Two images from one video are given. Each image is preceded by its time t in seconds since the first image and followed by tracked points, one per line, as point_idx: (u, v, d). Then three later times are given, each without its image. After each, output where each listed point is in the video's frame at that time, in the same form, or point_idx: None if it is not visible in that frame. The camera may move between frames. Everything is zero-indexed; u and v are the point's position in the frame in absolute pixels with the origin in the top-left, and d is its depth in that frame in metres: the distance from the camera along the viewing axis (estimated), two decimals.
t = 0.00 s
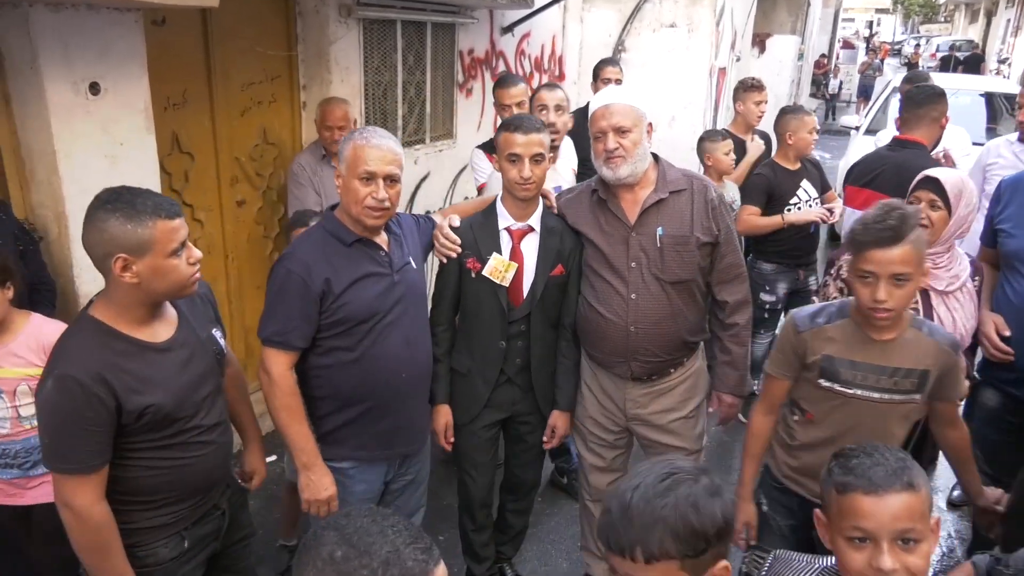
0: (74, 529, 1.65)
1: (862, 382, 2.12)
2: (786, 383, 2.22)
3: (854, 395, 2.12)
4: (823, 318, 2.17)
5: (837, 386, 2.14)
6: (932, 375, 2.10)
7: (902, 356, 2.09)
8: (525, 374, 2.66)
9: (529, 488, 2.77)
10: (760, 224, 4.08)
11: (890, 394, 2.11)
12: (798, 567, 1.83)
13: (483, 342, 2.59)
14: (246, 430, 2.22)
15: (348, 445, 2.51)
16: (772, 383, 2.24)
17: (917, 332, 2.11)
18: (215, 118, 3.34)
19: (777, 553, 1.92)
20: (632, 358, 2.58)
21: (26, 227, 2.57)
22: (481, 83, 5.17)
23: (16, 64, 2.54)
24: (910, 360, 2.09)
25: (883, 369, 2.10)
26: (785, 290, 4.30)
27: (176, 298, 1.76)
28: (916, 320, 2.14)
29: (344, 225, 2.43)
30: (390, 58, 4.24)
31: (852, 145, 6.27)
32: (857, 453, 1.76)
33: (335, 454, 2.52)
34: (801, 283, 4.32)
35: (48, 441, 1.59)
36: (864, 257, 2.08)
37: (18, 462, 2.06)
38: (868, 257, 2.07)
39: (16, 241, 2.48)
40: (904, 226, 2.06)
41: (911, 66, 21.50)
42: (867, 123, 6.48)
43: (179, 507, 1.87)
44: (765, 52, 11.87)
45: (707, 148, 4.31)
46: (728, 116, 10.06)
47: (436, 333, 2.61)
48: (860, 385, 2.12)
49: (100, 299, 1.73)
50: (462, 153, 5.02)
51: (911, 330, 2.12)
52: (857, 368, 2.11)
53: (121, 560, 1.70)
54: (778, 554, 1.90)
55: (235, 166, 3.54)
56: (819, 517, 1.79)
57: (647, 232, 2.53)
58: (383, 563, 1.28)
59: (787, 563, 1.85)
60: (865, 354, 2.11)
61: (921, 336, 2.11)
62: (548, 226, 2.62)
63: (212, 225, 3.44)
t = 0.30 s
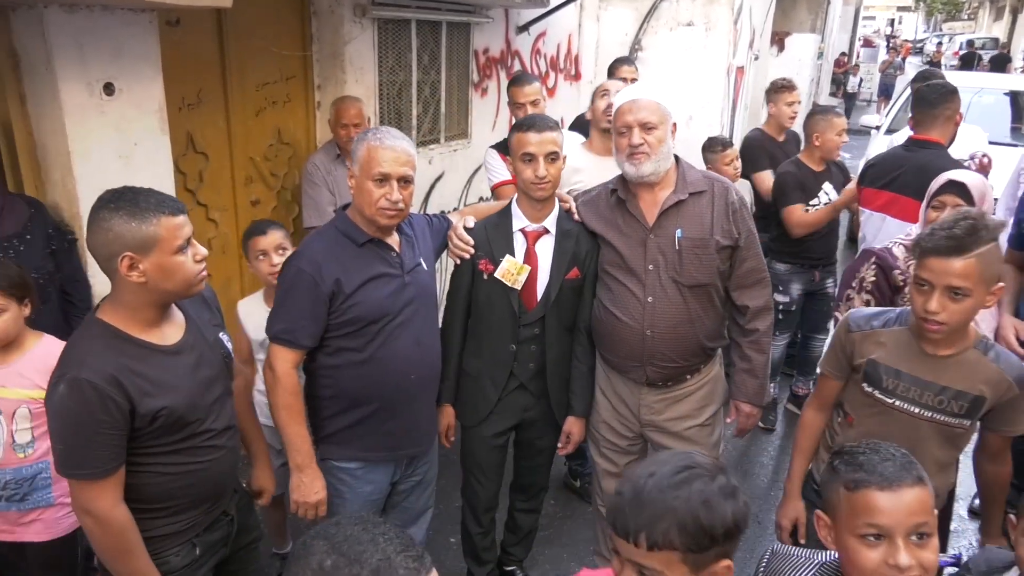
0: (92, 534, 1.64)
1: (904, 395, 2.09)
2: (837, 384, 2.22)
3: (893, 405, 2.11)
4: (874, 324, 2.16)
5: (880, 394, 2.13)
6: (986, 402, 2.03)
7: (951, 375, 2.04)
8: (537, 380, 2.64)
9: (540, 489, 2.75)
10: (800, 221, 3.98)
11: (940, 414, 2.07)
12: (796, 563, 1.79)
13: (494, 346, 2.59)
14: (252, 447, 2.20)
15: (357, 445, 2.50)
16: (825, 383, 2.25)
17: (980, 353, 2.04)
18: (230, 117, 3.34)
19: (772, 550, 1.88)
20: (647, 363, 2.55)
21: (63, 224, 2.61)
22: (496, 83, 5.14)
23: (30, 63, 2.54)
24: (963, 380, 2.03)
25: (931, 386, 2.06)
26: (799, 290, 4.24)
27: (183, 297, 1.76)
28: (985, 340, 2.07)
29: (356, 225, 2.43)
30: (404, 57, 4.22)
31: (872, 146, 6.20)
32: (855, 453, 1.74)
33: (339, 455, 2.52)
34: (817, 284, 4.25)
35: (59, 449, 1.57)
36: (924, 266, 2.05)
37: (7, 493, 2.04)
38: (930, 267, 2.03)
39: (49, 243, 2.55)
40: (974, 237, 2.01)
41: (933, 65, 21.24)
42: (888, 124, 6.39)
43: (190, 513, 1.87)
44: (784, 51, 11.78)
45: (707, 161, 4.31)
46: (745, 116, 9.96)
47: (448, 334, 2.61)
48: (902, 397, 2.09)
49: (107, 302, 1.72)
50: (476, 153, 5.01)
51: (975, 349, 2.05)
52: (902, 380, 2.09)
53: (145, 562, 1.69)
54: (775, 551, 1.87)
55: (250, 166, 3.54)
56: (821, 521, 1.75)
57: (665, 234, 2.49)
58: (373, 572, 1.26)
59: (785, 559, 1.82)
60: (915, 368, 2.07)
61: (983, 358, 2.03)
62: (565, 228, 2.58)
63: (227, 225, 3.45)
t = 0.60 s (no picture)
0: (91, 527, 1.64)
1: (908, 381, 2.06)
2: (848, 370, 2.22)
3: (896, 391, 2.08)
4: (880, 309, 2.15)
5: (885, 380, 2.10)
6: (993, 391, 1.97)
7: (957, 361, 2.00)
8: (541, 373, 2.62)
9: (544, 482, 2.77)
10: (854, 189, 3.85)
11: (947, 403, 2.01)
12: None
13: (496, 339, 2.57)
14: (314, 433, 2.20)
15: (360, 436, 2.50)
16: (835, 369, 2.25)
17: (989, 341, 1.98)
18: (236, 105, 3.33)
19: None
20: (650, 355, 2.53)
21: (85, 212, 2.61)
22: (506, 70, 5.10)
23: (33, 51, 2.54)
24: (971, 369, 1.98)
25: (934, 372, 2.02)
26: (822, 282, 4.18)
27: (178, 288, 1.78)
28: (996, 328, 2.01)
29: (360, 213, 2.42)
30: (412, 44, 4.19)
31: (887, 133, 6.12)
32: (867, 490, 1.67)
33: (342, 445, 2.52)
34: (840, 275, 4.18)
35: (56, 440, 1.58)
36: (941, 248, 2.00)
37: (9, 506, 2.04)
38: (948, 250, 1.98)
39: (69, 231, 2.54)
40: (995, 220, 1.96)
41: (953, 51, 20.92)
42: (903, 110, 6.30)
43: (189, 506, 1.87)
44: (799, 37, 11.65)
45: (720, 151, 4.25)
46: (759, 103, 9.86)
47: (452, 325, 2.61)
48: (904, 383, 2.06)
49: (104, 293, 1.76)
50: (485, 141, 4.97)
51: (982, 335, 2.00)
52: (905, 365, 2.06)
53: (143, 557, 1.68)
54: None
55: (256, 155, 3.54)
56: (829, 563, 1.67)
57: (668, 223, 2.47)
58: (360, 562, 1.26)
59: None
60: (918, 355, 2.04)
61: (991, 346, 1.97)
62: (568, 218, 2.56)
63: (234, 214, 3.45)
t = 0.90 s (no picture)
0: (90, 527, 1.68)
1: (919, 381, 2.03)
2: (865, 374, 2.18)
3: (906, 391, 2.05)
4: (893, 310, 2.13)
5: (897, 381, 2.08)
6: (1009, 391, 1.92)
7: (969, 361, 1.96)
8: (547, 370, 2.71)
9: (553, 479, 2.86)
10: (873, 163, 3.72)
11: (960, 404, 1.97)
12: None
13: (501, 337, 2.66)
14: (384, 305, 1.90)
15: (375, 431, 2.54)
16: (852, 373, 2.22)
17: (1002, 339, 1.94)
18: (249, 101, 3.33)
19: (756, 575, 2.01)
20: (658, 353, 2.61)
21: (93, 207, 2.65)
22: (520, 63, 5.07)
23: (46, 48, 2.55)
24: (982, 368, 1.95)
25: (946, 371, 1.99)
26: (836, 278, 4.11)
27: (181, 286, 1.83)
28: (1012, 325, 1.97)
29: (372, 206, 2.43)
30: (425, 38, 4.18)
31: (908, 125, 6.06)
32: (874, 501, 1.63)
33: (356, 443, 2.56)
34: (855, 271, 4.12)
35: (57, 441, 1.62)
36: (950, 240, 1.98)
37: (22, 514, 2.06)
38: (955, 240, 1.97)
39: (76, 228, 2.57)
40: (1005, 211, 1.93)
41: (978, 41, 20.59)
42: (925, 102, 6.21)
43: (195, 504, 1.91)
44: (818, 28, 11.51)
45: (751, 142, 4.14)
46: (776, 95, 9.76)
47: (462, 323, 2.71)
48: (917, 383, 2.03)
49: (108, 294, 1.81)
50: (500, 135, 4.95)
51: (996, 335, 1.95)
52: (917, 366, 2.03)
53: (138, 558, 1.73)
54: None
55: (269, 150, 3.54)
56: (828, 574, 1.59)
57: (676, 219, 2.53)
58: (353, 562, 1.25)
59: None
60: (931, 354, 2.01)
61: (1003, 343, 1.93)
62: (572, 214, 2.67)
63: (247, 210, 3.46)
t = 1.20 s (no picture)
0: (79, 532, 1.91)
1: (954, 404, 2.03)
2: (904, 399, 2.21)
3: (941, 414, 2.06)
4: (933, 329, 2.14)
5: (931, 402, 2.09)
6: None
7: (1008, 386, 1.96)
8: (549, 382, 2.98)
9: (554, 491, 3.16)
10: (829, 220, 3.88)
11: (994, 430, 1.97)
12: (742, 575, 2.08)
13: (503, 348, 2.93)
14: (398, 269, 2.03)
15: (382, 442, 2.53)
16: (895, 398, 2.24)
17: None
18: (256, 109, 3.33)
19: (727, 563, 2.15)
20: (660, 365, 2.85)
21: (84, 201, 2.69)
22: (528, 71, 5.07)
23: (53, 57, 2.56)
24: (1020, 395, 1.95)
25: (981, 395, 1.99)
26: (837, 290, 4.08)
27: (175, 297, 2.08)
28: None
29: (380, 213, 2.46)
30: (433, 47, 4.18)
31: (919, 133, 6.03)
32: (832, 492, 1.74)
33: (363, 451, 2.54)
34: (855, 282, 4.09)
35: (54, 448, 1.88)
36: (988, 256, 1.99)
37: (26, 528, 2.06)
38: (994, 256, 1.97)
39: (75, 236, 2.61)
40: None
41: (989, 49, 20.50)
42: (936, 109, 6.17)
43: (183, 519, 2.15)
44: (828, 35, 11.49)
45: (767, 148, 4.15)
46: (785, 103, 9.73)
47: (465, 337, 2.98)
48: (950, 406, 2.04)
49: (108, 305, 2.07)
50: (507, 144, 4.95)
51: None
52: (953, 388, 2.04)
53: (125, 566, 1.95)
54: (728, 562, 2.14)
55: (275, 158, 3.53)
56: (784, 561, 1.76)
57: (679, 228, 2.79)
58: None
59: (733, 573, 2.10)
60: (969, 375, 2.02)
61: None
62: (572, 224, 2.93)
63: (253, 217, 3.44)
